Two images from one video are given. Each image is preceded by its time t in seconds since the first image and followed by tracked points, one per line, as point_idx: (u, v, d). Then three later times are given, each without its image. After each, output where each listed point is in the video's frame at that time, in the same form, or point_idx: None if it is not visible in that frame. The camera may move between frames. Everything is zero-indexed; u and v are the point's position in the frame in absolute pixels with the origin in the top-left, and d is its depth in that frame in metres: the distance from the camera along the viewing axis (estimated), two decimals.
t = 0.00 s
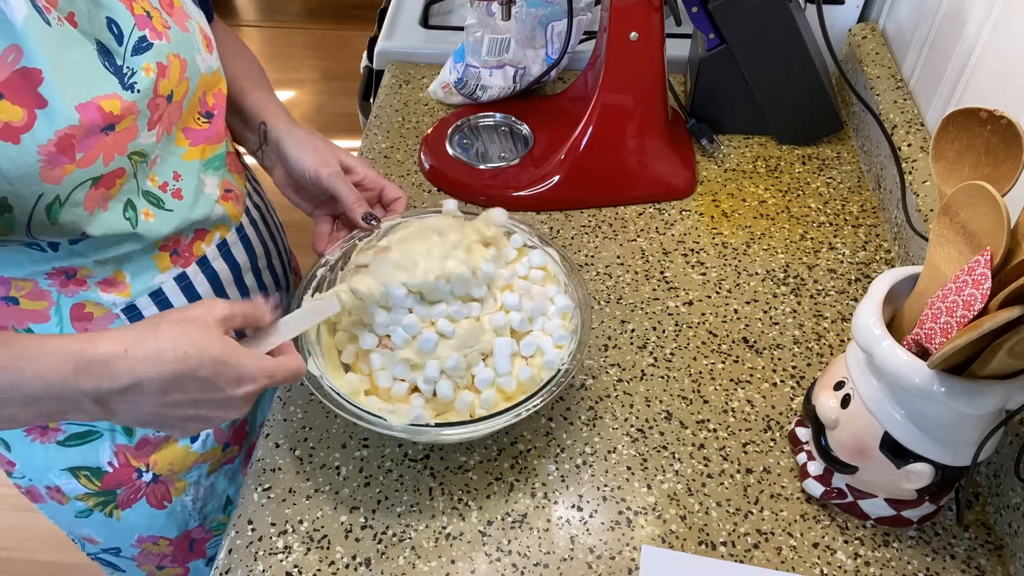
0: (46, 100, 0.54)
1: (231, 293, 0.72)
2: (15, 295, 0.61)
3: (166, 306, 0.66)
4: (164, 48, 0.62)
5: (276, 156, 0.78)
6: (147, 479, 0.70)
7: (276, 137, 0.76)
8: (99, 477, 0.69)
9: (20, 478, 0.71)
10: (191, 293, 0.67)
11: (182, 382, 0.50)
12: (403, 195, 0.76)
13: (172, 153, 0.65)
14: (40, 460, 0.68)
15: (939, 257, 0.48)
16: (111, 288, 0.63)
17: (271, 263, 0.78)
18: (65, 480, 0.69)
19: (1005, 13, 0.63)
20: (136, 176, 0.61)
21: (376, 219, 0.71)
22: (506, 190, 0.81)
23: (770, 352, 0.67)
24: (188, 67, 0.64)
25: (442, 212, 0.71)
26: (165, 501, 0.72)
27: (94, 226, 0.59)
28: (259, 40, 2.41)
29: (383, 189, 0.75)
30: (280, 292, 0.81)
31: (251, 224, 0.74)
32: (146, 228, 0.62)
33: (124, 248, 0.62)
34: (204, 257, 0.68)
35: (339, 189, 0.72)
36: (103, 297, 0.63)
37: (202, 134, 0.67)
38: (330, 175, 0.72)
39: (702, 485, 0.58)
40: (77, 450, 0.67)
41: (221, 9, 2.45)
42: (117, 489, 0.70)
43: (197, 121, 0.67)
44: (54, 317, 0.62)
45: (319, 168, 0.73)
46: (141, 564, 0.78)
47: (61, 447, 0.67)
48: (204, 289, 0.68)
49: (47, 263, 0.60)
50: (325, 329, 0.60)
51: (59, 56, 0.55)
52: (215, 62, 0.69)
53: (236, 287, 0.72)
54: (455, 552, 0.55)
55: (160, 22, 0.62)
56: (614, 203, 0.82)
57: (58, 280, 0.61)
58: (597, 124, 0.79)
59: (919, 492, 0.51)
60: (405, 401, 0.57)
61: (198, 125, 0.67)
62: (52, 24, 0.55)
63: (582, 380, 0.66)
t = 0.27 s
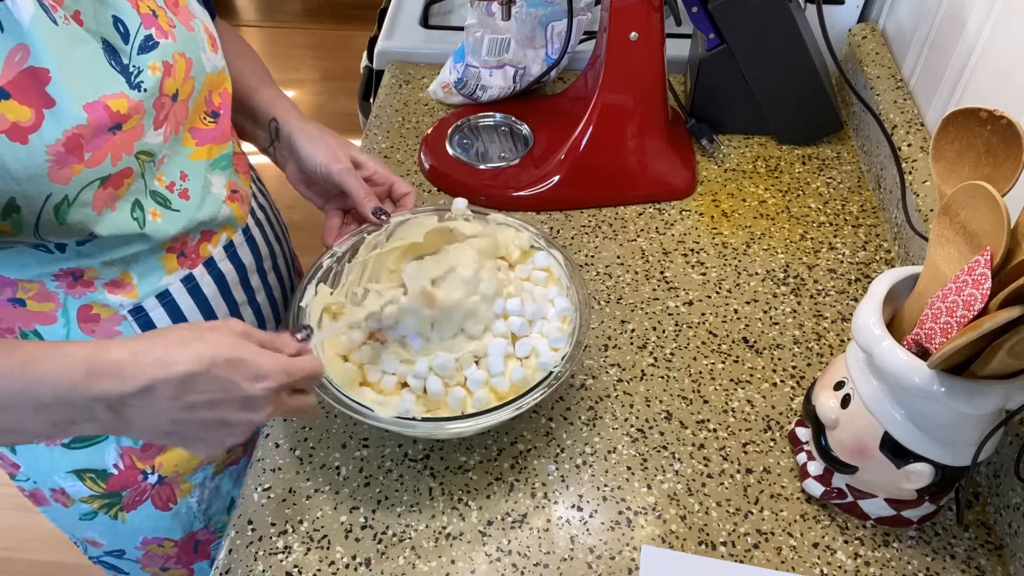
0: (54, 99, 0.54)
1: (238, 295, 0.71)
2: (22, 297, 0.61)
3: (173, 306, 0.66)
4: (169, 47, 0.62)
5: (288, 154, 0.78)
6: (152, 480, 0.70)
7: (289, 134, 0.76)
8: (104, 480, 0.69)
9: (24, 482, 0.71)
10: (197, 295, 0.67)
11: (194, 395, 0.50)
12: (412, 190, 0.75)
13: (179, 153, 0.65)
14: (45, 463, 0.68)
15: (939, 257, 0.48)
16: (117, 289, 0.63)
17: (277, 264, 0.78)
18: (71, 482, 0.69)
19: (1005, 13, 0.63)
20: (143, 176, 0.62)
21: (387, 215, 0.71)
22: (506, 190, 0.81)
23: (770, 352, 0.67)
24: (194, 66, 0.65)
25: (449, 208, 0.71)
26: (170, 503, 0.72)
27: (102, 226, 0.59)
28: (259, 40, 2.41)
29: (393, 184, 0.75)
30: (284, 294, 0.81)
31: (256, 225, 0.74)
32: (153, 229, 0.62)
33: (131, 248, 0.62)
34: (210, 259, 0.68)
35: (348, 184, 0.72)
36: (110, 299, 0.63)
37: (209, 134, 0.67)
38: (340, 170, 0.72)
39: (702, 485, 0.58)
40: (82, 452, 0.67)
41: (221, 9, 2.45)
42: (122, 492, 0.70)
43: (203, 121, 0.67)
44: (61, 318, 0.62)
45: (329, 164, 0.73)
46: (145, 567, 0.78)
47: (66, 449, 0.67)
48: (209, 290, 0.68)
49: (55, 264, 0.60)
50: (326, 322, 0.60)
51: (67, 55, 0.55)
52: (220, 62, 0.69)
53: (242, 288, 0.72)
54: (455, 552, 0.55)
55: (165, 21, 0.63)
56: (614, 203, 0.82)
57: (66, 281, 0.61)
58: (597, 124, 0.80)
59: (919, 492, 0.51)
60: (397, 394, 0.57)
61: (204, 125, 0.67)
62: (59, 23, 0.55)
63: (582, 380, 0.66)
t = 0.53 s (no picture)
0: (59, 99, 0.54)
1: (241, 296, 0.72)
2: (26, 298, 0.61)
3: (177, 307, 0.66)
4: (173, 47, 0.62)
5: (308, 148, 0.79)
6: (155, 482, 0.70)
7: (310, 126, 0.77)
8: (107, 481, 0.69)
9: (25, 484, 0.71)
10: (201, 296, 0.67)
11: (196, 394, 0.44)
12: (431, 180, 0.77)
13: (183, 153, 0.65)
14: (47, 465, 0.68)
15: (939, 256, 0.48)
16: (121, 291, 0.63)
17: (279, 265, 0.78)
18: (73, 484, 0.69)
19: (1005, 13, 0.63)
20: (148, 177, 0.61)
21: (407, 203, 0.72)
22: (506, 190, 0.81)
23: (770, 352, 0.67)
24: (197, 67, 0.64)
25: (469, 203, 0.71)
26: (172, 505, 0.72)
27: (107, 226, 0.59)
28: (259, 40, 2.41)
29: (412, 174, 0.76)
30: (285, 294, 0.81)
31: (259, 226, 0.74)
32: (157, 229, 0.62)
33: (135, 249, 0.62)
34: (213, 261, 0.68)
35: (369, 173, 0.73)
36: (114, 301, 0.63)
37: (213, 134, 0.67)
38: (362, 160, 0.74)
39: (702, 485, 0.58)
40: (84, 455, 0.67)
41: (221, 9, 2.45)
42: (124, 494, 0.70)
43: (207, 121, 0.67)
44: (65, 320, 0.62)
45: (352, 154, 0.74)
46: (146, 569, 0.78)
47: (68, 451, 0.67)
48: (213, 291, 0.68)
49: (59, 266, 0.60)
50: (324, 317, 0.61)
51: (72, 54, 0.55)
52: (224, 62, 0.69)
53: (244, 289, 0.72)
54: (455, 552, 0.55)
55: (169, 21, 0.62)
56: (614, 203, 0.82)
57: (70, 282, 0.61)
58: (597, 124, 0.79)
59: (919, 492, 0.51)
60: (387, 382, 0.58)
61: (209, 125, 0.67)
62: (64, 22, 0.55)
63: (582, 380, 0.66)
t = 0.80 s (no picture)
0: (62, 98, 0.54)
1: (241, 296, 0.72)
2: (25, 298, 0.61)
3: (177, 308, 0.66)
4: (174, 46, 0.62)
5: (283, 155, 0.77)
6: (155, 484, 0.70)
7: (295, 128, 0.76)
8: (107, 484, 0.68)
9: (24, 486, 0.71)
10: (201, 296, 0.68)
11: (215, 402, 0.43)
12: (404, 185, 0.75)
13: (183, 153, 0.65)
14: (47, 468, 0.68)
15: (939, 256, 0.48)
16: (121, 291, 0.63)
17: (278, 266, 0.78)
18: (73, 486, 0.69)
19: (1005, 13, 0.63)
20: (148, 176, 0.61)
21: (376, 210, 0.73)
22: (506, 190, 0.81)
23: (770, 352, 0.67)
24: (197, 67, 0.65)
25: (470, 203, 0.71)
26: (172, 506, 0.72)
27: (108, 225, 0.59)
28: (259, 40, 2.41)
29: (385, 178, 0.75)
30: (284, 295, 0.81)
31: (259, 226, 0.74)
32: (157, 228, 0.63)
33: (135, 249, 0.62)
34: (213, 261, 0.68)
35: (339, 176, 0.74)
36: (114, 301, 0.63)
37: (213, 134, 0.67)
38: (333, 164, 0.74)
39: (702, 485, 0.58)
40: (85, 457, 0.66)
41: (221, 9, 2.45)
42: (125, 495, 0.70)
43: (207, 121, 0.67)
44: (64, 320, 0.62)
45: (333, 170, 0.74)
46: (146, 570, 0.78)
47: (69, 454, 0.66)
48: (213, 292, 0.69)
49: (58, 265, 0.60)
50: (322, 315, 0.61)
51: (74, 53, 0.55)
52: (223, 62, 0.69)
53: (244, 289, 0.72)
54: (455, 552, 0.55)
55: (170, 21, 0.62)
56: (614, 203, 0.82)
57: (70, 283, 0.61)
58: (597, 124, 0.79)
59: (919, 492, 0.51)
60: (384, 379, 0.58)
61: (208, 125, 0.67)
62: (66, 21, 0.55)
63: (582, 380, 0.66)
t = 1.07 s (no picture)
0: (60, 99, 0.54)
1: (236, 296, 0.72)
2: (21, 300, 0.61)
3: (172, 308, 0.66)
4: (169, 48, 0.62)
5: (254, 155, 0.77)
6: (153, 485, 0.70)
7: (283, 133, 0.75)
8: (104, 485, 0.68)
9: (22, 489, 0.71)
10: (196, 296, 0.68)
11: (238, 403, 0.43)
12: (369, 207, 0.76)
13: (178, 153, 0.65)
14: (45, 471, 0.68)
15: (939, 257, 0.48)
16: (117, 292, 0.63)
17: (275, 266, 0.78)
18: (71, 488, 0.69)
19: (1005, 13, 0.63)
20: (144, 176, 0.62)
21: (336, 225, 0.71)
22: (506, 190, 0.81)
23: (770, 352, 0.67)
24: (192, 68, 0.65)
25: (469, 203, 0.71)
26: (170, 507, 0.72)
27: (104, 226, 0.59)
28: (258, 40, 2.41)
29: (351, 197, 0.75)
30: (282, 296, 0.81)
31: (255, 227, 0.74)
32: (151, 228, 0.63)
33: (131, 249, 0.62)
34: (208, 260, 0.68)
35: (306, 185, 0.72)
36: (109, 302, 0.63)
37: (207, 134, 0.68)
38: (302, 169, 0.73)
39: (702, 485, 0.58)
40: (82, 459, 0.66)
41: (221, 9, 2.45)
42: (122, 497, 0.70)
43: (201, 121, 0.67)
44: (60, 322, 0.62)
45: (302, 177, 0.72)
46: (146, 572, 0.78)
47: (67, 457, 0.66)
48: (209, 292, 0.68)
49: (53, 267, 0.60)
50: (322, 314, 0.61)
51: (71, 54, 0.55)
52: (215, 62, 0.70)
53: (241, 289, 0.72)
54: (455, 552, 0.55)
55: (164, 22, 0.63)
56: (614, 203, 0.82)
57: (66, 284, 0.61)
58: (597, 124, 0.79)
59: (919, 492, 0.51)
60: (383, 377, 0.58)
61: (203, 125, 0.68)
62: (64, 23, 0.55)
63: (582, 380, 0.66)
